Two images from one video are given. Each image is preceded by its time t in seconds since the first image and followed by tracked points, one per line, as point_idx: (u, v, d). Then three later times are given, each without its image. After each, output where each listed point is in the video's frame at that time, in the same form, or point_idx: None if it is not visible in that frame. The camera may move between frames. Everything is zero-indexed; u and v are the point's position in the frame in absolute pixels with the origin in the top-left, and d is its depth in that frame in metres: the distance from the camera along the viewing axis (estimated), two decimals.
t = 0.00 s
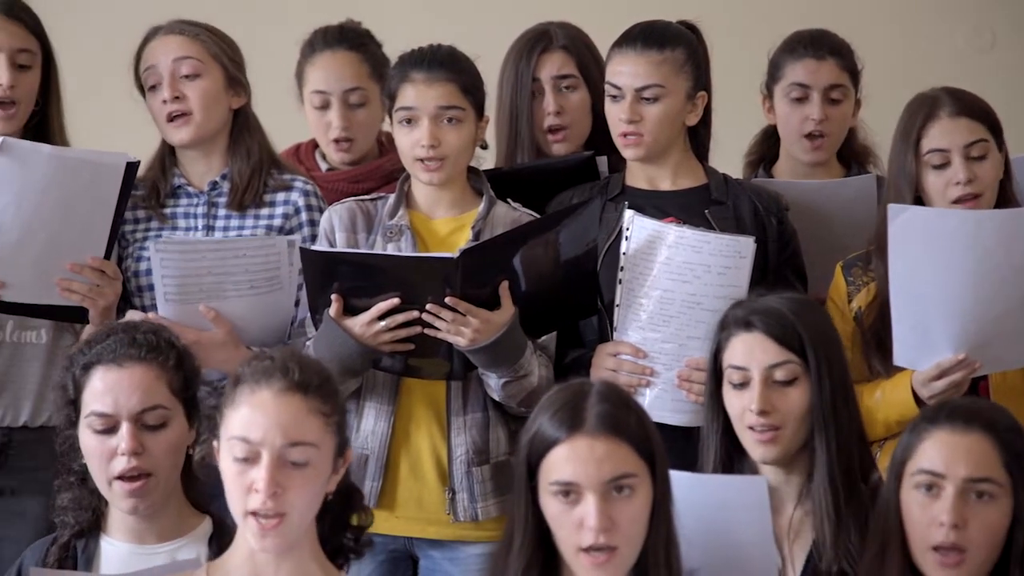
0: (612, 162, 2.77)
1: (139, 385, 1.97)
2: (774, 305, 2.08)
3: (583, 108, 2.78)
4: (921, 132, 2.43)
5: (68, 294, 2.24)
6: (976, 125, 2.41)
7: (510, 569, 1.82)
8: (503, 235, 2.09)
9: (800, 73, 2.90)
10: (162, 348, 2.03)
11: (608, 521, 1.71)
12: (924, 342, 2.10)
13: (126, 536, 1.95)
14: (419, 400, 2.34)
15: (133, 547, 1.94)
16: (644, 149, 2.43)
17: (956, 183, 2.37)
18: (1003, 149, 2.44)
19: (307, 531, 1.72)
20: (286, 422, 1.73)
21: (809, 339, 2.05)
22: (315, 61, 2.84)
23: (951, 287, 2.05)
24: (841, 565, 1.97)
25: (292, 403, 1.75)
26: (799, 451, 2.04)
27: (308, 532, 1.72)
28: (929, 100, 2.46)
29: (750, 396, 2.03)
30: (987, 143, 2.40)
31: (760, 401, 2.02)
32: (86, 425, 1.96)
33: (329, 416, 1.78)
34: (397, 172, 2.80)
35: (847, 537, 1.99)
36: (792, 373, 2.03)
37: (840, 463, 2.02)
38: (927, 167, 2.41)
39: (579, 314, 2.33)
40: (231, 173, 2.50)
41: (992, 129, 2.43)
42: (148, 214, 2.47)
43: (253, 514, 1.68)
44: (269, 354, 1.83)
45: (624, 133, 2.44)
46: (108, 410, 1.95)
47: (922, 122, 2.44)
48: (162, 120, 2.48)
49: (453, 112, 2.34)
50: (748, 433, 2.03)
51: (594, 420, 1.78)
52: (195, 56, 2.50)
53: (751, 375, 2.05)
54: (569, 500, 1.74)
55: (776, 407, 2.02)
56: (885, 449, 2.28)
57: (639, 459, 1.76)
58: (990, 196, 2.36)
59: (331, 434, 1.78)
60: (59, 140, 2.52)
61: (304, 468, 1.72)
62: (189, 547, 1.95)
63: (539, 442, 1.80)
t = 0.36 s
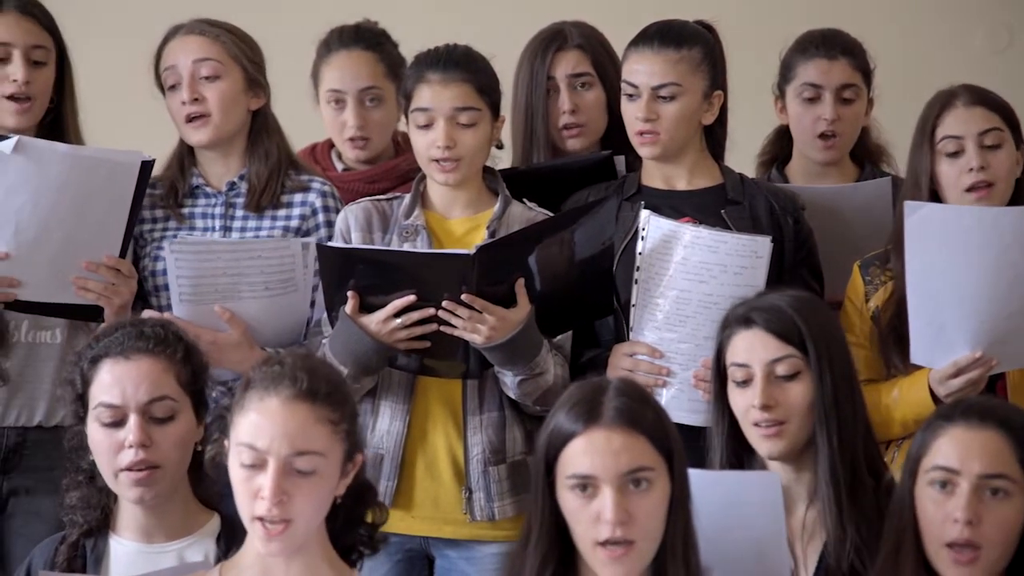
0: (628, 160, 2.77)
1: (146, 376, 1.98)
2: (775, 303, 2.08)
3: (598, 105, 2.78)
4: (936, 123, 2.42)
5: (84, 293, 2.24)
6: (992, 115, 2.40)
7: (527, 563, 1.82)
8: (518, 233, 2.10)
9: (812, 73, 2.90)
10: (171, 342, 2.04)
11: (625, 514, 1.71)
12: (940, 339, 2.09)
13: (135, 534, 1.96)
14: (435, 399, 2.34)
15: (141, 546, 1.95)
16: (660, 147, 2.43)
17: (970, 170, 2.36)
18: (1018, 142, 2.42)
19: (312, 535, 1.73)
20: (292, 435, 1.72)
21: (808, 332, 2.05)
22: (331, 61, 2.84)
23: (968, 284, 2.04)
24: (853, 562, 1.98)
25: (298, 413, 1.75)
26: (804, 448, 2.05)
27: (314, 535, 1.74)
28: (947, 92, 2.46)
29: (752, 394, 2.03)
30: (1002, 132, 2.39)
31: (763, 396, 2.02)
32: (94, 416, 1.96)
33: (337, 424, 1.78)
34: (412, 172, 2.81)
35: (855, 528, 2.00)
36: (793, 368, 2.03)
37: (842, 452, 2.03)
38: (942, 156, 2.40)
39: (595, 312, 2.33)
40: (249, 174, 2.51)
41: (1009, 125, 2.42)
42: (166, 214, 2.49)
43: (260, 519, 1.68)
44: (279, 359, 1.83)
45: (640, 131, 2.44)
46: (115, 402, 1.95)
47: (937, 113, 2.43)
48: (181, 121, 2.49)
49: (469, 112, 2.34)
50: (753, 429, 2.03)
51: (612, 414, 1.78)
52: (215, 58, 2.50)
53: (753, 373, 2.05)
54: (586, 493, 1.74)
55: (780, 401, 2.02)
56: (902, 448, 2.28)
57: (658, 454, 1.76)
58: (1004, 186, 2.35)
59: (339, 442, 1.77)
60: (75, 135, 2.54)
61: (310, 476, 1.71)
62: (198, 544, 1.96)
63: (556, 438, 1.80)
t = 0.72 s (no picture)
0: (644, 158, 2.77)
1: (158, 374, 1.99)
2: (787, 302, 2.08)
3: (614, 109, 2.79)
4: (959, 124, 2.42)
5: (95, 292, 2.25)
6: (1015, 120, 2.40)
7: (543, 566, 1.82)
8: (533, 232, 2.10)
9: (829, 74, 2.90)
10: (181, 338, 2.05)
11: (640, 514, 1.71)
12: (956, 338, 2.10)
13: (145, 536, 1.97)
14: (450, 399, 2.35)
15: (152, 546, 1.96)
16: (675, 147, 2.43)
17: (990, 176, 2.36)
18: None
19: (325, 531, 1.72)
20: (311, 415, 1.74)
21: (823, 331, 2.05)
22: (346, 62, 2.85)
23: (985, 281, 2.04)
24: (864, 561, 1.99)
25: (317, 398, 1.76)
26: (815, 447, 2.05)
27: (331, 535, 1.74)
28: (969, 94, 2.45)
29: (764, 392, 2.04)
30: None
31: (775, 394, 2.03)
32: (106, 414, 1.97)
33: (353, 412, 1.79)
34: (427, 172, 2.82)
35: (867, 527, 2.01)
36: (806, 366, 2.04)
37: (853, 458, 2.03)
38: (963, 159, 2.40)
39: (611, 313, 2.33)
40: (265, 175, 2.52)
41: None
42: (182, 214, 2.50)
43: (276, 506, 1.68)
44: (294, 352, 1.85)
45: (654, 132, 2.44)
46: (127, 399, 1.96)
47: (960, 114, 2.42)
48: (198, 122, 2.50)
49: (485, 113, 2.34)
50: (764, 428, 2.04)
51: (627, 414, 1.78)
52: (233, 61, 2.51)
53: (764, 369, 2.05)
54: (602, 492, 1.74)
55: (792, 400, 2.03)
56: (917, 448, 2.26)
57: (672, 454, 1.76)
58: None
59: (356, 430, 1.78)
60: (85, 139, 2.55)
61: (328, 460, 1.73)
62: (208, 544, 1.97)
63: (571, 437, 1.81)
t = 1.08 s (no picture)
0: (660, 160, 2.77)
1: (166, 374, 2.00)
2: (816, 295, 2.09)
3: (627, 103, 2.79)
4: (977, 121, 2.41)
5: (111, 288, 2.26)
6: None
7: (556, 567, 1.83)
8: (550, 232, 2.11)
9: (848, 67, 2.89)
10: (189, 338, 2.06)
11: (655, 513, 1.71)
12: (969, 339, 2.11)
13: (155, 535, 1.98)
14: (466, 398, 2.35)
15: (162, 546, 1.97)
16: (692, 143, 2.42)
17: (1007, 170, 2.35)
18: None
19: (341, 527, 1.73)
20: (322, 405, 1.76)
21: (849, 326, 2.05)
22: (359, 65, 2.86)
23: (996, 282, 2.06)
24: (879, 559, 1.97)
25: (329, 390, 1.78)
26: (836, 437, 2.05)
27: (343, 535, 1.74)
28: (987, 92, 2.44)
29: (787, 380, 2.04)
30: None
31: (798, 383, 2.03)
32: (115, 415, 1.98)
33: (364, 403, 1.80)
34: (443, 172, 2.83)
35: (883, 529, 2.01)
36: (830, 359, 2.04)
37: (873, 458, 2.03)
38: (981, 153, 2.39)
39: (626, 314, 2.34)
40: (278, 171, 2.53)
41: None
42: (195, 210, 2.51)
43: (289, 497, 1.69)
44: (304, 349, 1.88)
45: (671, 131, 2.43)
46: (136, 399, 1.97)
47: (978, 111, 2.42)
48: (210, 113, 2.50)
49: (499, 114, 2.35)
50: (783, 416, 2.03)
51: (641, 414, 1.78)
52: (246, 51, 2.52)
53: (788, 358, 2.05)
54: (616, 493, 1.74)
55: (813, 390, 2.03)
56: (932, 448, 2.24)
57: (687, 455, 1.77)
58: None
59: (367, 422, 1.79)
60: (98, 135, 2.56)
61: (341, 451, 1.74)
62: (219, 542, 1.99)
63: (585, 437, 1.81)
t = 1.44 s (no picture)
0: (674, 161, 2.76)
1: (177, 376, 2.00)
2: (834, 297, 2.08)
3: (641, 111, 2.79)
4: (989, 126, 2.40)
5: (126, 295, 2.26)
6: None
7: (568, 566, 1.83)
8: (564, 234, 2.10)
9: (865, 76, 2.87)
10: (200, 340, 2.07)
11: (666, 515, 1.71)
12: (981, 343, 2.11)
13: (168, 533, 1.99)
14: (480, 398, 2.35)
15: (174, 545, 1.98)
16: (709, 146, 2.42)
17: (1018, 180, 2.33)
18: None
19: (355, 527, 1.74)
20: (332, 421, 1.75)
21: (865, 329, 2.04)
22: (373, 65, 2.85)
23: (1008, 288, 2.05)
24: (893, 561, 1.96)
25: (337, 402, 1.77)
26: (851, 446, 2.04)
27: (358, 527, 1.75)
28: (1001, 95, 2.42)
29: (804, 384, 2.03)
30: None
31: (814, 387, 2.02)
32: (126, 418, 1.99)
33: (375, 413, 1.80)
34: (456, 172, 2.84)
35: (899, 532, 1.98)
36: (847, 363, 2.03)
37: (889, 460, 2.02)
38: (992, 162, 2.38)
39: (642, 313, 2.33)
40: (289, 173, 2.53)
41: None
42: (208, 214, 2.52)
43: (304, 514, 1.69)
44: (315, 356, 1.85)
45: (688, 132, 2.43)
46: (147, 403, 1.98)
47: (993, 114, 2.40)
48: (221, 119, 2.52)
49: (512, 115, 2.34)
50: (798, 421, 2.03)
51: (654, 414, 1.78)
52: (256, 56, 2.53)
53: (806, 361, 2.05)
54: (628, 493, 1.74)
55: (830, 395, 2.02)
56: (946, 450, 2.25)
57: (699, 455, 1.76)
58: None
59: (377, 431, 1.79)
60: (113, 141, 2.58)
61: (351, 465, 1.73)
62: (232, 542, 1.99)
63: (597, 437, 1.81)
